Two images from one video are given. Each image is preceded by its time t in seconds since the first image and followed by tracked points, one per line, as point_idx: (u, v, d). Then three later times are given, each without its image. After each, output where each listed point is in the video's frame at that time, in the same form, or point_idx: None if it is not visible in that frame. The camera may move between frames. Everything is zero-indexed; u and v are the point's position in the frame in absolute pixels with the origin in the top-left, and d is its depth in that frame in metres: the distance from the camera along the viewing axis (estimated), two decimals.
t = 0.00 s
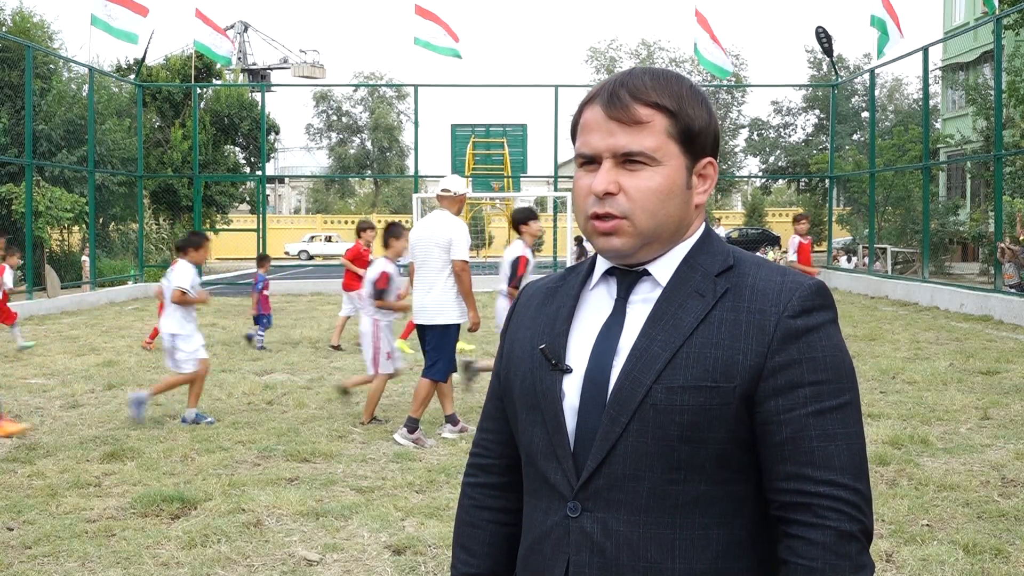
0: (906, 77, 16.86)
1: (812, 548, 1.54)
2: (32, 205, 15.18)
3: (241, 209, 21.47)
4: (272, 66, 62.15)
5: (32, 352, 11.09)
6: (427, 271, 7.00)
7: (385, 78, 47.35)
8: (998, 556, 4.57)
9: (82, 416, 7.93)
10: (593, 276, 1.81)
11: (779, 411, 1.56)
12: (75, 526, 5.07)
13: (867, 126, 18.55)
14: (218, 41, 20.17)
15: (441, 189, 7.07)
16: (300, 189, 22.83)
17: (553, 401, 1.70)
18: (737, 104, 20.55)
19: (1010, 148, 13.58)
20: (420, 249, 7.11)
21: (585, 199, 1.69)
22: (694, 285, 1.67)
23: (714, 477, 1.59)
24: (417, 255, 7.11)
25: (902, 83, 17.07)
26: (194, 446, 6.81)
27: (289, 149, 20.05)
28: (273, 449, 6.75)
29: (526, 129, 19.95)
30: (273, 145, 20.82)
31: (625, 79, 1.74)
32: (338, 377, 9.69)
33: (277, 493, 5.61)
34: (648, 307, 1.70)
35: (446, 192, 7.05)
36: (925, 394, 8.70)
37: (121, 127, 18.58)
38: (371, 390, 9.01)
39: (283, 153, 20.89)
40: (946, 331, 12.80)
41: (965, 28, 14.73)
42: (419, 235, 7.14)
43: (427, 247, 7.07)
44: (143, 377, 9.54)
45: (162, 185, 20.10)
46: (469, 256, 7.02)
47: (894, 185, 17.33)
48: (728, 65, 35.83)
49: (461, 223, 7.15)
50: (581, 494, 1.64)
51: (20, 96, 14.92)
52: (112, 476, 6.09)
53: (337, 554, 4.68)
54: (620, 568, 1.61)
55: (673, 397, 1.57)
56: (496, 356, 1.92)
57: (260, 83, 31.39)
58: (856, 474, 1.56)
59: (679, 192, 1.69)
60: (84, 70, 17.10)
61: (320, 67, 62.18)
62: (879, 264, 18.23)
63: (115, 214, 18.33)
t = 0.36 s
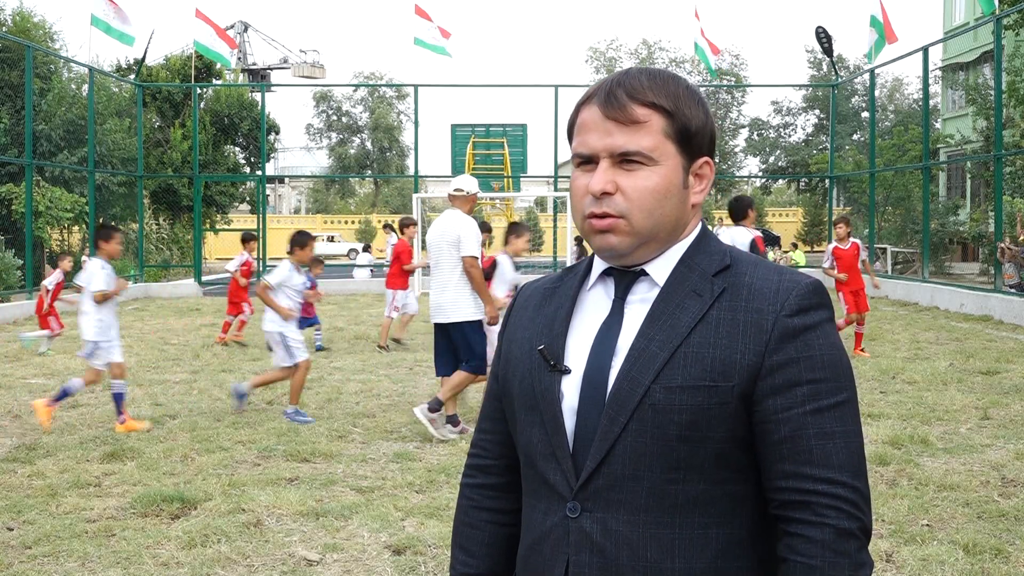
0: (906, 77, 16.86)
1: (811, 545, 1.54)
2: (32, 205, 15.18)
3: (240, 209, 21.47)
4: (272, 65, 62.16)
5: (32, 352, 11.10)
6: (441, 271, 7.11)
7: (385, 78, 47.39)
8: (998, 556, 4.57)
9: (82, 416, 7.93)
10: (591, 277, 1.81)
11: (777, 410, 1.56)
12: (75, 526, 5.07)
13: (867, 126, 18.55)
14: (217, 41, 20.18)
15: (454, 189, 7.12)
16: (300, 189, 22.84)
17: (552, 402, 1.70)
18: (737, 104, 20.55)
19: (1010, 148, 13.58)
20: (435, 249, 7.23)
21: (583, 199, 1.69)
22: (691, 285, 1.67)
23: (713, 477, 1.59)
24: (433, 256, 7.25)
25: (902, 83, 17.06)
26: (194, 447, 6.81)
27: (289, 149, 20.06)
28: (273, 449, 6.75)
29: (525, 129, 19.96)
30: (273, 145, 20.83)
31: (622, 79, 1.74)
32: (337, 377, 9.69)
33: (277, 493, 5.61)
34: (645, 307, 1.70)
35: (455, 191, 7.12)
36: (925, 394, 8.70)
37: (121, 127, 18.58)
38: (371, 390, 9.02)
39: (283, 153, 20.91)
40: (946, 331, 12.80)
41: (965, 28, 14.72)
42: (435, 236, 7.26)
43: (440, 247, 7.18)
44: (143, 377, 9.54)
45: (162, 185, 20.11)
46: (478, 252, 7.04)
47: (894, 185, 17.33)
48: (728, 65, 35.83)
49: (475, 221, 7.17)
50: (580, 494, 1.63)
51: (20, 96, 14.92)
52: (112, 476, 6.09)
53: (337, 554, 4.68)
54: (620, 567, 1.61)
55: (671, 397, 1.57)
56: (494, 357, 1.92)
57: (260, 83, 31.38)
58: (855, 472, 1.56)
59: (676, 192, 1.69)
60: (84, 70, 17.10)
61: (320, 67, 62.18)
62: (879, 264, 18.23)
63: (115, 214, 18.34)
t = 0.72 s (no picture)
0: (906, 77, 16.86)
1: (810, 542, 1.54)
2: (32, 205, 15.18)
3: (241, 209, 21.48)
4: (272, 66, 62.16)
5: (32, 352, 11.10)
6: (456, 271, 7.06)
7: (385, 78, 47.38)
8: (998, 556, 4.57)
9: (82, 416, 7.93)
10: (589, 274, 1.81)
11: (776, 407, 1.56)
12: (75, 526, 5.07)
13: (867, 126, 18.55)
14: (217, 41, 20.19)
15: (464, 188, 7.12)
16: (300, 189, 22.90)
17: (551, 399, 1.70)
18: (737, 105, 20.56)
19: (1010, 148, 13.58)
20: (445, 248, 7.16)
21: (581, 197, 1.69)
22: (690, 283, 1.67)
23: (711, 474, 1.59)
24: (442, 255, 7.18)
25: (902, 83, 17.06)
26: (194, 446, 6.81)
27: (289, 149, 20.09)
28: (273, 449, 6.75)
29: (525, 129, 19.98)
30: (273, 145, 20.84)
31: (622, 79, 1.74)
32: (337, 377, 9.70)
33: (277, 493, 5.61)
34: (644, 305, 1.70)
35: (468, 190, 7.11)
36: (925, 394, 8.70)
37: (121, 127, 18.58)
38: (371, 390, 9.03)
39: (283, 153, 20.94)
40: (946, 331, 12.80)
41: (965, 28, 14.73)
42: (443, 234, 7.19)
43: (452, 246, 7.13)
44: (143, 377, 9.55)
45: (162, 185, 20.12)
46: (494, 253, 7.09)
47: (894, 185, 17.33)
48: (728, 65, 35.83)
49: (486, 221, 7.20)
50: (577, 490, 1.64)
51: (20, 96, 14.92)
52: (112, 476, 6.09)
53: (337, 554, 4.67)
54: (617, 564, 1.61)
55: (670, 394, 1.57)
56: (491, 354, 1.93)
57: (260, 83, 31.36)
58: (853, 469, 1.56)
59: (674, 191, 1.69)
60: (84, 70, 17.11)
61: (320, 67, 62.13)
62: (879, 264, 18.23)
63: (115, 214, 18.33)
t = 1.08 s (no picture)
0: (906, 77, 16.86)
1: (801, 542, 1.54)
2: (32, 205, 15.19)
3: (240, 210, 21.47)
4: (272, 66, 62.15)
5: (32, 352, 11.09)
6: (481, 267, 7.13)
7: (385, 78, 47.37)
8: (998, 556, 4.57)
9: (82, 416, 7.93)
10: (582, 273, 1.81)
11: (768, 407, 1.57)
12: (75, 526, 5.07)
13: (867, 126, 18.55)
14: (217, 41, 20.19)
15: (480, 187, 7.17)
16: (300, 189, 22.92)
17: (543, 397, 1.70)
18: (737, 104, 20.56)
19: (1010, 148, 13.59)
20: (466, 244, 7.18)
21: (571, 196, 1.69)
22: (684, 281, 1.67)
23: (704, 472, 1.59)
24: (462, 251, 7.19)
25: (902, 83, 17.06)
26: (194, 447, 6.81)
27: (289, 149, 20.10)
28: (273, 449, 6.75)
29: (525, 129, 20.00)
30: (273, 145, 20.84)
31: (615, 79, 1.74)
32: (337, 377, 9.70)
33: (277, 493, 5.61)
34: (637, 304, 1.70)
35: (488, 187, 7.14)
36: (925, 394, 8.70)
37: (121, 127, 18.57)
38: (371, 390, 9.03)
39: (283, 153, 20.96)
40: (946, 331, 12.80)
41: (965, 28, 14.73)
42: (463, 230, 7.20)
43: (475, 242, 7.16)
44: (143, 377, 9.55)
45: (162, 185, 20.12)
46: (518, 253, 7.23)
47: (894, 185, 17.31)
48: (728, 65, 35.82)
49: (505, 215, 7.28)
50: (570, 489, 1.64)
51: (20, 96, 14.93)
52: (112, 476, 6.09)
53: (337, 555, 4.67)
54: (609, 562, 1.61)
55: (663, 393, 1.57)
56: (484, 352, 1.93)
57: (260, 83, 31.34)
58: (845, 468, 1.57)
59: (666, 192, 1.69)
60: (84, 70, 17.11)
61: (320, 67, 62.10)
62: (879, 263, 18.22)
63: (115, 214, 18.33)
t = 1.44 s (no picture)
0: (906, 77, 16.85)
1: (796, 542, 1.55)
2: (32, 204, 15.19)
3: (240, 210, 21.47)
4: (272, 65, 62.16)
5: (32, 352, 11.09)
6: (487, 268, 7.15)
7: (385, 78, 47.37)
8: (997, 556, 4.57)
9: (82, 416, 7.93)
10: (575, 274, 1.81)
11: (763, 406, 1.57)
12: (75, 526, 5.07)
13: (867, 126, 18.55)
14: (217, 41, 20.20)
15: (480, 187, 7.23)
16: (301, 189, 23.01)
17: (536, 397, 1.70)
18: (737, 104, 20.54)
19: (1010, 148, 13.59)
20: (470, 245, 7.19)
21: (563, 196, 1.69)
22: (677, 282, 1.67)
23: (697, 473, 1.60)
24: (467, 252, 7.19)
25: (902, 83, 17.06)
26: (194, 447, 6.81)
27: (289, 149, 20.13)
28: (273, 449, 6.75)
29: (525, 129, 20.01)
30: (273, 145, 20.84)
31: (608, 80, 1.75)
32: (337, 377, 9.70)
33: (277, 493, 5.61)
34: (630, 305, 1.70)
35: (489, 188, 7.16)
36: (925, 394, 8.70)
37: (121, 127, 18.57)
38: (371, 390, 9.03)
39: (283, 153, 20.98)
40: (946, 331, 12.80)
41: (965, 28, 14.74)
42: (467, 232, 7.21)
43: (480, 243, 7.17)
44: (143, 377, 9.55)
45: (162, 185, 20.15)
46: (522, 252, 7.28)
47: (894, 185, 17.31)
48: (727, 65, 35.83)
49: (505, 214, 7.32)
50: (562, 491, 1.64)
51: (20, 96, 14.94)
52: (112, 476, 6.09)
53: (337, 554, 4.67)
54: (602, 564, 1.61)
55: (656, 393, 1.58)
56: (478, 354, 1.93)
57: (260, 83, 31.34)
58: (839, 469, 1.57)
59: (658, 193, 1.68)
60: (84, 70, 17.11)
61: (321, 67, 62.08)
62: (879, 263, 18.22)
63: (115, 214, 18.33)
